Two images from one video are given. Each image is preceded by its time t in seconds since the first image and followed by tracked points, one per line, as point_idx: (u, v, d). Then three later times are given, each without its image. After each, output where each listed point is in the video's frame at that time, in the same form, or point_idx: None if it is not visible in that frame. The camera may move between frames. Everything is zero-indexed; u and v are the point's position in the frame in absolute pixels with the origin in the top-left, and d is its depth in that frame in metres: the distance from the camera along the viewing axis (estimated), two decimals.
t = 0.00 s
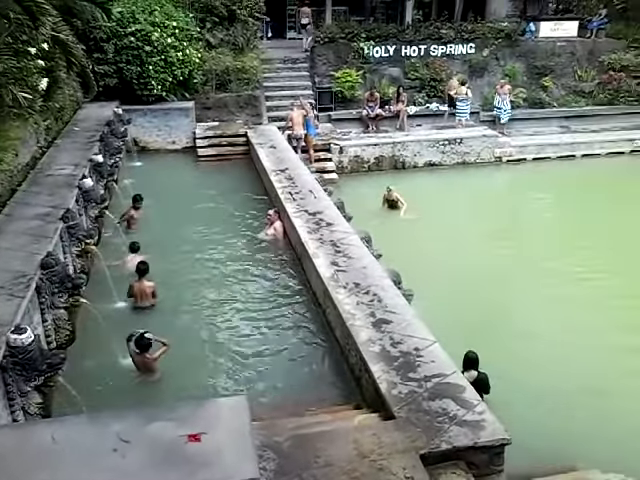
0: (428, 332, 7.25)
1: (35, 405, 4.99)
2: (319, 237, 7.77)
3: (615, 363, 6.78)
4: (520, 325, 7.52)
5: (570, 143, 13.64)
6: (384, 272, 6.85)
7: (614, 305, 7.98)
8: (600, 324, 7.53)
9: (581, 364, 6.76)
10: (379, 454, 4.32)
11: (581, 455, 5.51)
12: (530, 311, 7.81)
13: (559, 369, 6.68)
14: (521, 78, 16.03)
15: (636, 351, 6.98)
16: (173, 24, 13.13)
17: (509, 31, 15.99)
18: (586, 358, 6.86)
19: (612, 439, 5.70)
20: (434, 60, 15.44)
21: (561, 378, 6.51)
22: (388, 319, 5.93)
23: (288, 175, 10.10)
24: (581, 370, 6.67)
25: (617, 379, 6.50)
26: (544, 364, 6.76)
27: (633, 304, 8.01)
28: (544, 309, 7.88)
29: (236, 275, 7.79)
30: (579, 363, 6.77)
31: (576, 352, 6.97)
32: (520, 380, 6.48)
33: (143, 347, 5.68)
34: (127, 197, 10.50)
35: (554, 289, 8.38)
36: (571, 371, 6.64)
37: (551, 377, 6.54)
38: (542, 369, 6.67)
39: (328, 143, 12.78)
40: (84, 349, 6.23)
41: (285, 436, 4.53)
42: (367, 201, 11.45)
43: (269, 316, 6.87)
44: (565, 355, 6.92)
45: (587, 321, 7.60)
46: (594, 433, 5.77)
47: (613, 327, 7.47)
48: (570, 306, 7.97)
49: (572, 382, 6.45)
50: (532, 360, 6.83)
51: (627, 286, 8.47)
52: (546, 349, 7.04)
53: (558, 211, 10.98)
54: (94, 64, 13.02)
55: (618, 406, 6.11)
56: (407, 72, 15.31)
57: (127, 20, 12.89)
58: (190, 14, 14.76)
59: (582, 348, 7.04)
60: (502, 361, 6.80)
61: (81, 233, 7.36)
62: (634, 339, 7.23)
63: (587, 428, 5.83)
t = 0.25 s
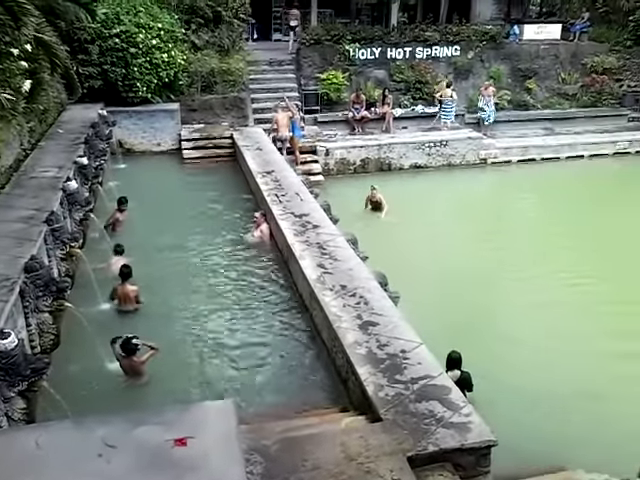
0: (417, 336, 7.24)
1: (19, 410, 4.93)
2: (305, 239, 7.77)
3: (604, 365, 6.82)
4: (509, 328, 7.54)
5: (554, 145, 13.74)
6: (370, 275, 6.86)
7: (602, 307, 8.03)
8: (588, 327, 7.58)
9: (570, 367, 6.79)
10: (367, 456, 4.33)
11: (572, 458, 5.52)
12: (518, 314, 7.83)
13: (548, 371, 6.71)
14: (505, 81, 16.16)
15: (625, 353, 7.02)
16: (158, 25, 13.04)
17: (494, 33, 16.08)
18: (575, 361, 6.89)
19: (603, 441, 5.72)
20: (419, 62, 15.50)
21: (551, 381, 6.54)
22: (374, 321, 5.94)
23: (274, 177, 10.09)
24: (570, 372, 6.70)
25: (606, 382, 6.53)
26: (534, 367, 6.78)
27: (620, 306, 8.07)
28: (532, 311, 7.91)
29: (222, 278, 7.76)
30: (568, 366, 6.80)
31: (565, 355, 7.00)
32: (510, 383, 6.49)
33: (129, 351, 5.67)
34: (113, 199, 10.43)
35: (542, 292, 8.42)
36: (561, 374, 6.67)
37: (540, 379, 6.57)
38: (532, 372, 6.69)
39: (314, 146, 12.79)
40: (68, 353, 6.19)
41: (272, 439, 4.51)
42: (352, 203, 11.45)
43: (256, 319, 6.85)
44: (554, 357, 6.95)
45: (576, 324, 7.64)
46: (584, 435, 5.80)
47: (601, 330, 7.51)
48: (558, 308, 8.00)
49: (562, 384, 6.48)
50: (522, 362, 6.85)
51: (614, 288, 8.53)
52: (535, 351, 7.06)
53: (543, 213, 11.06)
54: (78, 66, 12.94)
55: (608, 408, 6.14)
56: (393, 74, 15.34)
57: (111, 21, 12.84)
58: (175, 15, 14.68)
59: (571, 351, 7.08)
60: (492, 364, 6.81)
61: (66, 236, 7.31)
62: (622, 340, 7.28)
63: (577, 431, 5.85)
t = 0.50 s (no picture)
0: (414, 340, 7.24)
1: (12, 416, 4.89)
2: (300, 243, 7.76)
3: (601, 367, 6.84)
4: (506, 331, 7.54)
5: (548, 149, 13.79)
6: (365, 278, 6.86)
7: (597, 310, 8.06)
8: (585, 329, 7.60)
9: (568, 370, 6.80)
10: (363, 460, 4.32)
11: (571, 460, 5.52)
12: (514, 317, 7.84)
13: (546, 374, 6.71)
14: (498, 85, 16.24)
15: (621, 356, 7.04)
16: (152, 29, 13.07)
17: (487, 38, 16.13)
18: (572, 364, 6.91)
19: (601, 444, 5.73)
20: (413, 66, 15.55)
21: (549, 384, 6.54)
22: (369, 324, 5.93)
23: (269, 181, 10.08)
24: (567, 375, 6.71)
25: (604, 384, 6.55)
26: (531, 370, 6.79)
27: (616, 308, 8.11)
28: (528, 315, 7.93)
29: (216, 282, 7.75)
30: (565, 369, 6.81)
31: (562, 358, 7.02)
32: (508, 387, 6.50)
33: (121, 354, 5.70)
34: (107, 203, 10.40)
35: (538, 295, 8.44)
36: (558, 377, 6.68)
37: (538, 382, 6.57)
38: (530, 375, 6.70)
39: (308, 149, 12.80)
40: (62, 357, 6.17)
41: (267, 443, 4.50)
42: (347, 207, 11.46)
43: (250, 323, 6.84)
44: (551, 360, 6.96)
45: (572, 326, 7.66)
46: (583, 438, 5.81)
47: (597, 332, 7.54)
48: (555, 311, 8.02)
49: (559, 387, 6.49)
50: (519, 366, 6.86)
51: (609, 291, 8.57)
52: (532, 355, 7.06)
53: (536, 216, 11.10)
54: (72, 70, 12.90)
55: (606, 410, 6.15)
56: (387, 78, 15.37)
57: (105, 25, 12.82)
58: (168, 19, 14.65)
59: (567, 353, 7.09)
60: (490, 368, 6.81)
61: (60, 241, 7.29)
62: (618, 343, 7.31)
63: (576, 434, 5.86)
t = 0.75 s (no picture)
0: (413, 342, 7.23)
1: (10, 417, 4.89)
2: (299, 244, 7.77)
3: (602, 371, 6.83)
4: (506, 334, 7.54)
5: (547, 151, 13.80)
6: (364, 281, 6.87)
7: (598, 313, 8.05)
8: (585, 332, 7.59)
9: (567, 372, 6.80)
10: (361, 462, 4.31)
11: (571, 463, 5.52)
12: (514, 320, 7.84)
13: (546, 377, 6.71)
14: (498, 87, 16.26)
15: (620, 359, 7.04)
16: (152, 31, 13.08)
17: (487, 40, 16.14)
18: (573, 367, 6.90)
19: (602, 447, 5.72)
20: (413, 68, 15.57)
21: (549, 387, 6.54)
22: (368, 327, 5.93)
23: (268, 183, 10.09)
24: (569, 378, 6.70)
25: (605, 387, 6.54)
26: (531, 373, 6.78)
27: (616, 311, 8.10)
28: (528, 317, 7.92)
29: (216, 284, 7.75)
30: (566, 372, 6.80)
31: (562, 360, 7.01)
32: (508, 389, 6.49)
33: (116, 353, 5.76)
34: (106, 205, 10.40)
35: (538, 298, 8.43)
36: (558, 379, 6.67)
37: (539, 385, 6.57)
38: (530, 378, 6.69)
39: (308, 151, 12.80)
40: (61, 360, 6.16)
41: (265, 445, 4.49)
42: (346, 209, 11.46)
43: (250, 325, 6.83)
44: (551, 363, 6.96)
45: (571, 329, 7.66)
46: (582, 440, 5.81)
47: (598, 335, 7.53)
48: (555, 314, 8.02)
49: (557, 389, 6.50)
50: (519, 368, 6.85)
51: (609, 293, 8.57)
52: (532, 357, 7.06)
53: (536, 218, 11.11)
54: (72, 71, 12.90)
55: (607, 413, 6.14)
56: (387, 80, 15.38)
57: (105, 27, 12.83)
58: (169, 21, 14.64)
59: (567, 356, 7.09)
60: (489, 370, 6.80)
61: (59, 242, 7.29)
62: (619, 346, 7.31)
63: (574, 436, 5.85)
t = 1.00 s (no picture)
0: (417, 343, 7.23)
1: (14, 420, 4.89)
2: (302, 245, 7.77)
3: (607, 371, 6.82)
4: (509, 334, 7.54)
5: (550, 152, 13.79)
6: (367, 281, 6.87)
7: (602, 314, 8.04)
8: (589, 333, 7.58)
9: (571, 372, 6.80)
10: (364, 464, 4.31)
11: (576, 464, 5.51)
12: (518, 320, 7.83)
13: (550, 377, 6.70)
14: (500, 88, 16.27)
15: (624, 359, 7.03)
16: (154, 33, 13.09)
17: (489, 41, 16.14)
18: (577, 367, 6.89)
19: (607, 447, 5.72)
20: (415, 70, 15.56)
21: (554, 387, 6.53)
22: (371, 328, 5.93)
23: (270, 184, 10.10)
24: (573, 379, 6.69)
25: (610, 388, 6.53)
26: (536, 373, 6.78)
27: (619, 311, 8.09)
28: (532, 318, 7.91)
29: (218, 285, 7.75)
30: (570, 372, 6.80)
31: (566, 361, 7.00)
32: (512, 390, 6.48)
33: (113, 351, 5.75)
34: (108, 207, 10.41)
35: (542, 298, 8.42)
36: (561, 379, 6.67)
37: (543, 386, 6.56)
38: (534, 378, 6.68)
39: (310, 153, 12.80)
40: (64, 362, 6.16)
41: (269, 447, 4.49)
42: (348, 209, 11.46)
43: (252, 327, 6.83)
44: (555, 364, 6.95)
45: (575, 330, 7.65)
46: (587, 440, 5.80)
47: (602, 335, 7.52)
48: (559, 314, 8.01)
49: (561, 389, 6.50)
50: (523, 369, 6.85)
51: (613, 294, 8.56)
52: (536, 358, 7.05)
53: (539, 219, 11.10)
54: (74, 74, 12.93)
55: (612, 413, 6.13)
56: (388, 81, 15.38)
57: (107, 29, 12.84)
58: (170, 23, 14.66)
59: (571, 357, 7.08)
60: (493, 371, 6.80)
61: (62, 244, 7.29)
62: (623, 346, 7.30)
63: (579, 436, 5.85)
